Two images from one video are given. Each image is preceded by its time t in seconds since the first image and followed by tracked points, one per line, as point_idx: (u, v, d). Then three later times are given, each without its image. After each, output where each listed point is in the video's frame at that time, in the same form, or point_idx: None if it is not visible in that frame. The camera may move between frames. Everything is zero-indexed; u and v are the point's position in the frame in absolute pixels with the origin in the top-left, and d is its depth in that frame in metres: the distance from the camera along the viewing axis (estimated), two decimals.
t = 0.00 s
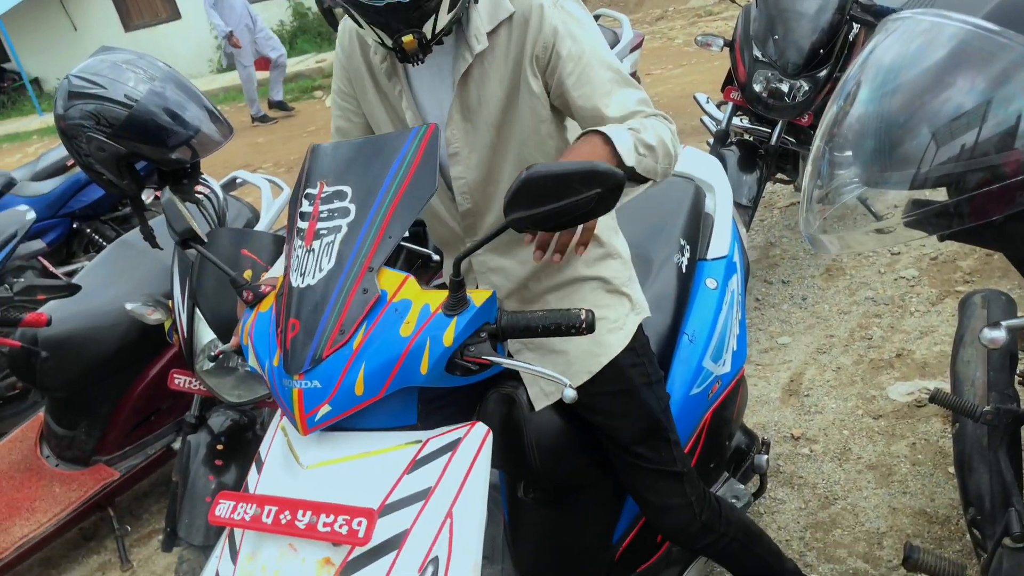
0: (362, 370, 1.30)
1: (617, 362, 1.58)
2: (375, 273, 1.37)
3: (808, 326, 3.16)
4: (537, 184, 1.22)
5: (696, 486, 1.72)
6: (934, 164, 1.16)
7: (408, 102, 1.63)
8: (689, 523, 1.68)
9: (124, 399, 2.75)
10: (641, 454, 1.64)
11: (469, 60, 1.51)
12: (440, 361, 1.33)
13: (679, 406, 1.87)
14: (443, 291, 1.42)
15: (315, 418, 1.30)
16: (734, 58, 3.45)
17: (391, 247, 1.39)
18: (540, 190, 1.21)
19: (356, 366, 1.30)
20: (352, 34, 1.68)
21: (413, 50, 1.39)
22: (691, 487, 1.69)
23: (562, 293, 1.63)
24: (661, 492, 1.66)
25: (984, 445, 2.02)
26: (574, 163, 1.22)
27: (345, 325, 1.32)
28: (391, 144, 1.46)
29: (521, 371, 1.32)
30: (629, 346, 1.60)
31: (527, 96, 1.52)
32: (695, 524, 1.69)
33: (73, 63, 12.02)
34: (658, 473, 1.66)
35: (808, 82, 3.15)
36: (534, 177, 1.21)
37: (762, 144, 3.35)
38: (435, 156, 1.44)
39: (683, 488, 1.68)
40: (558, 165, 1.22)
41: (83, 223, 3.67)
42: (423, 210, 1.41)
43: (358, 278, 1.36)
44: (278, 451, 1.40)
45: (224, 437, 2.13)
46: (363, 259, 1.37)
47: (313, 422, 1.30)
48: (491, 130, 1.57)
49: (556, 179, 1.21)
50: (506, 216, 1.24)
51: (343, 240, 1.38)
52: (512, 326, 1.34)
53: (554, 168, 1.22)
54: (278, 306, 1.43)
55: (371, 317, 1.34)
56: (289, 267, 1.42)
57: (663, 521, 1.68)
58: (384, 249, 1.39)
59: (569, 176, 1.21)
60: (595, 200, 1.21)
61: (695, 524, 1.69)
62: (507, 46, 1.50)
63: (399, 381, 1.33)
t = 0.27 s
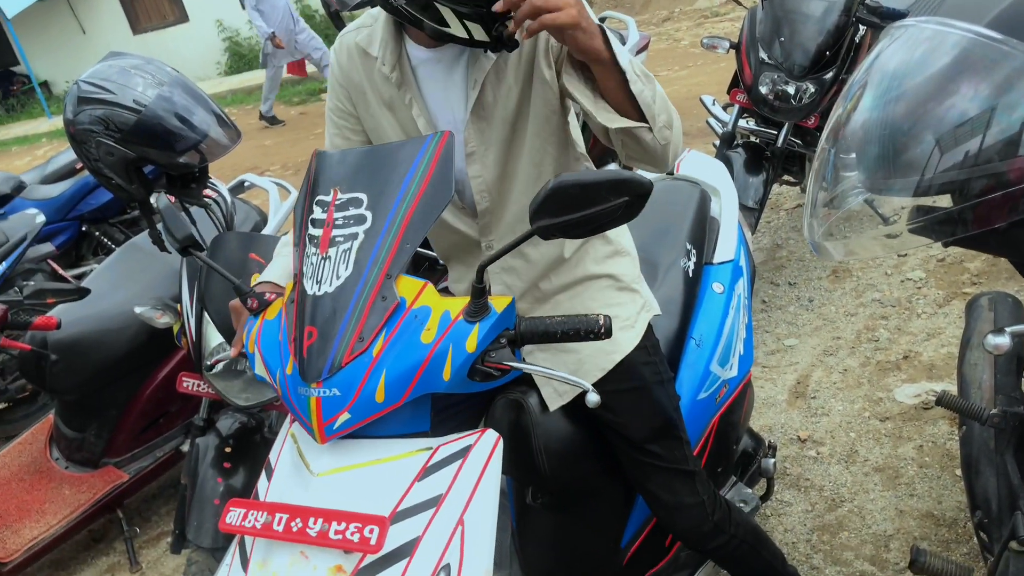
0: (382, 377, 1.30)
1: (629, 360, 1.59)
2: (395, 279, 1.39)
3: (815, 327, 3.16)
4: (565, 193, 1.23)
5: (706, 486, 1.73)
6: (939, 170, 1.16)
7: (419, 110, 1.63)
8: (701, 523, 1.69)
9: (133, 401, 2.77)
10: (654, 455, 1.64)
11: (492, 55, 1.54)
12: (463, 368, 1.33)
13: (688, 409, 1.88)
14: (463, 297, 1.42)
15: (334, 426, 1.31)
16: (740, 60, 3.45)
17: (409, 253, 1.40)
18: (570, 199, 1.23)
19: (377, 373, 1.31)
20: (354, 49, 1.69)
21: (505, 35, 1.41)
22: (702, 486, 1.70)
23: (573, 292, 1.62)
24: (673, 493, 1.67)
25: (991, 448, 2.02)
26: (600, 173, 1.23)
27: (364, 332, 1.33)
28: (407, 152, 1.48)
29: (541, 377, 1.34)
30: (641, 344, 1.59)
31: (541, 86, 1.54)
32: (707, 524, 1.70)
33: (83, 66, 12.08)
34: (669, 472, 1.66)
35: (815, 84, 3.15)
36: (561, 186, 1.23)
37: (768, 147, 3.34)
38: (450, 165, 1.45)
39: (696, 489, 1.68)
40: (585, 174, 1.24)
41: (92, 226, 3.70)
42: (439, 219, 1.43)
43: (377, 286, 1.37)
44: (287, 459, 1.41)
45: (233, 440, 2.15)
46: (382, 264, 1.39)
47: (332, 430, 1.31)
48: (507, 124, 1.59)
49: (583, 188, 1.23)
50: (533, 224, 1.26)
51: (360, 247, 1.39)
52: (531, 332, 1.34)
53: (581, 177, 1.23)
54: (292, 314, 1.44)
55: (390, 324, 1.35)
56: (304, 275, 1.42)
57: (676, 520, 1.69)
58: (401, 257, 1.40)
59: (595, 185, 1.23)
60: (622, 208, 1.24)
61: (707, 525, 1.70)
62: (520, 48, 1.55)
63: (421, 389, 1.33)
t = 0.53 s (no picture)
0: (384, 385, 1.30)
1: (628, 365, 1.59)
2: (395, 286, 1.38)
3: (814, 331, 3.16)
4: (571, 200, 1.23)
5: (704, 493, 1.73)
6: (933, 174, 1.15)
7: (416, 113, 1.63)
8: (699, 531, 1.69)
9: (132, 407, 2.77)
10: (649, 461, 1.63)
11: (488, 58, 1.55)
12: (466, 373, 1.32)
13: (685, 415, 1.88)
14: (465, 302, 1.41)
15: (334, 435, 1.31)
16: (739, 64, 3.45)
17: (410, 260, 1.39)
18: (576, 207, 1.23)
19: (378, 381, 1.30)
20: (350, 53, 1.69)
21: (502, 37, 1.40)
22: (699, 493, 1.70)
23: (570, 297, 1.62)
24: (671, 501, 1.66)
25: (990, 452, 2.01)
26: (605, 179, 1.24)
27: (364, 340, 1.33)
28: (406, 158, 1.47)
29: (545, 381, 1.33)
30: (638, 351, 1.59)
31: (536, 86, 1.55)
32: (705, 531, 1.69)
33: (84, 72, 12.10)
34: (667, 479, 1.65)
35: (813, 88, 3.15)
36: (567, 193, 1.23)
37: (767, 151, 3.33)
38: (448, 171, 1.45)
39: (693, 496, 1.68)
40: (591, 180, 1.24)
41: (91, 232, 3.69)
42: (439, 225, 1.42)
43: (377, 293, 1.37)
44: (283, 468, 1.41)
45: (231, 446, 2.15)
46: (382, 271, 1.38)
47: (333, 439, 1.31)
48: (502, 131, 1.59)
49: (590, 195, 1.23)
50: (537, 229, 1.25)
51: (359, 253, 1.39)
52: (533, 337, 1.35)
53: (588, 183, 1.23)
54: (290, 321, 1.43)
55: (392, 331, 1.35)
56: (302, 283, 1.42)
57: (674, 528, 1.68)
58: (402, 263, 1.40)
59: (602, 191, 1.23)
60: (627, 214, 1.24)
61: (705, 532, 1.69)
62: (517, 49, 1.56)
63: (423, 396, 1.33)
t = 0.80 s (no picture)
0: (369, 391, 1.30)
1: (617, 369, 1.58)
2: (379, 291, 1.38)
3: (806, 330, 3.16)
4: (555, 203, 1.23)
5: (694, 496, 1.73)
6: (920, 173, 1.15)
7: (402, 112, 1.63)
8: (689, 534, 1.69)
9: (123, 411, 2.76)
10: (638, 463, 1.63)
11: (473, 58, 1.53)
12: (452, 379, 1.32)
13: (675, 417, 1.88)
14: (450, 306, 1.41)
15: (320, 441, 1.30)
16: (729, 64, 3.46)
17: (394, 265, 1.39)
18: (561, 209, 1.23)
19: (363, 387, 1.30)
20: (338, 52, 1.69)
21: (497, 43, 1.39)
22: (689, 497, 1.70)
23: (559, 300, 1.61)
24: (660, 504, 1.66)
25: (981, 449, 2.02)
26: (591, 181, 1.24)
27: (349, 346, 1.32)
28: (390, 162, 1.47)
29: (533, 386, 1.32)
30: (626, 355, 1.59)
31: (520, 85, 1.54)
32: (695, 535, 1.69)
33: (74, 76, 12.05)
34: (656, 482, 1.65)
35: (803, 87, 3.16)
36: (553, 195, 1.22)
37: (758, 150, 3.33)
38: (433, 174, 1.45)
39: (682, 500, 1.68)
40: (575, 184, 1.24)
41: (81, 236, 3.67)
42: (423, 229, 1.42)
43: (362, 298, 1.36)
44: (270, 474, 1.40)
45: (222, 450, 2.14)
46: (366, 276, 1.38)
47: (317, 446, 1.30)
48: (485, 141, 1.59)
49: (575, 197, 1.23)
50: (522, 232, 1.24)
51: (343, 259, 1.38)
52: (519, 341, 1.34)
53: (573, 186, 1.23)
54: (274, 327, 1.42)
55: (377, 336, 1.34)
56: (286, 288, 1.41)
57: (663, 532, 1.68)
58: (386, 268, 1.39)
59: (587, 194, 1.23)
60: (611, 217, 1.24)
61: (694, 535, 1.69)
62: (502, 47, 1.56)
63: (409, 402, 1.32)
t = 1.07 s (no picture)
0: (356, 385, 1.28)
1: (607, 361, 1.57)
2: (366, 284, 1.36)
3: (799, 321, 3.16)
4: (540, 194, 1.22)
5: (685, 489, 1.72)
6: (912, 158, 1.15)
7: (395, 102, 1.61)
8: (681, 527, 1.68)
9: (113, 408, 2.74)
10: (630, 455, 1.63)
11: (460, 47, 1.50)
12: (438, 372, 1.32)
13: (667, 409, 1.87)
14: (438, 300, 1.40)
15: (307, 436, 1.28)
16: (720, 55, 3.45)
17: (380, 258, 1.38)
18: (546, 200, 1.22)
19: (350, 381, 1.29)
20: (331, 41, 1.67)
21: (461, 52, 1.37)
22: (680, 489, 1.69)
23: (549, 292, 1.60)
24: (651, 496, 1.66)
25: (975, 437, 2.02)
26: (576, 171, 1.23)
27: (335, 340, 1.31)
28: (375, 154, 1.46)
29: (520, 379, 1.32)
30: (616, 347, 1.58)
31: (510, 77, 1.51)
32: (686, 527, 1.68)
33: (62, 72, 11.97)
34: (648, 475, 1.65)
35: (794, 78, 3.15)
36: (539, 186, 1.21)
37: (749, 141, 3.32)
38: (419, 166, 1.43)
39: (674, 492, 1.67)
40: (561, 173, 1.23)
41: (70, 233, 3.64)
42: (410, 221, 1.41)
43: (348, 292, 1.35)
44: (258, 470, 1.39)
45: (213, 446, 2.13)
46: (352, 269, 1.37)
47: (305, 440, 1.29)
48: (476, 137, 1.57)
49: (560, 187, 1.22)
50: (508, 223, 1.23)
51: (328, 252, 1.37)
52: (507, 333, 1.33)
53: (558, 176, 1.22)
54: (260, 322, 1.41)
55: (363, 330, 1.33)
56: (271, 283, 1.40)
57: (654, 525, 1.67)
58: (372, 261, 1.38)
59: (572, 184, 1.22)
60: (598, 207, 1.23)
61: (686, 527, 1.69)
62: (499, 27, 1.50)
63: (396, 395, 1.31)
